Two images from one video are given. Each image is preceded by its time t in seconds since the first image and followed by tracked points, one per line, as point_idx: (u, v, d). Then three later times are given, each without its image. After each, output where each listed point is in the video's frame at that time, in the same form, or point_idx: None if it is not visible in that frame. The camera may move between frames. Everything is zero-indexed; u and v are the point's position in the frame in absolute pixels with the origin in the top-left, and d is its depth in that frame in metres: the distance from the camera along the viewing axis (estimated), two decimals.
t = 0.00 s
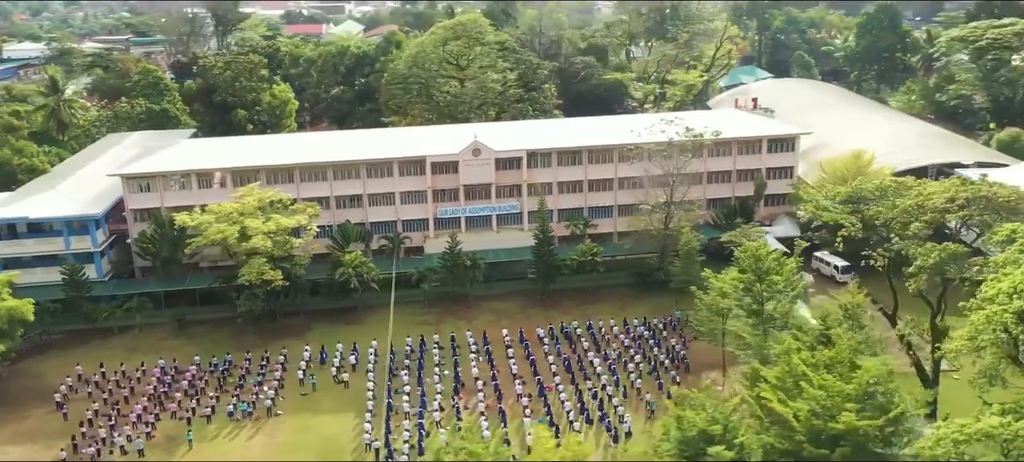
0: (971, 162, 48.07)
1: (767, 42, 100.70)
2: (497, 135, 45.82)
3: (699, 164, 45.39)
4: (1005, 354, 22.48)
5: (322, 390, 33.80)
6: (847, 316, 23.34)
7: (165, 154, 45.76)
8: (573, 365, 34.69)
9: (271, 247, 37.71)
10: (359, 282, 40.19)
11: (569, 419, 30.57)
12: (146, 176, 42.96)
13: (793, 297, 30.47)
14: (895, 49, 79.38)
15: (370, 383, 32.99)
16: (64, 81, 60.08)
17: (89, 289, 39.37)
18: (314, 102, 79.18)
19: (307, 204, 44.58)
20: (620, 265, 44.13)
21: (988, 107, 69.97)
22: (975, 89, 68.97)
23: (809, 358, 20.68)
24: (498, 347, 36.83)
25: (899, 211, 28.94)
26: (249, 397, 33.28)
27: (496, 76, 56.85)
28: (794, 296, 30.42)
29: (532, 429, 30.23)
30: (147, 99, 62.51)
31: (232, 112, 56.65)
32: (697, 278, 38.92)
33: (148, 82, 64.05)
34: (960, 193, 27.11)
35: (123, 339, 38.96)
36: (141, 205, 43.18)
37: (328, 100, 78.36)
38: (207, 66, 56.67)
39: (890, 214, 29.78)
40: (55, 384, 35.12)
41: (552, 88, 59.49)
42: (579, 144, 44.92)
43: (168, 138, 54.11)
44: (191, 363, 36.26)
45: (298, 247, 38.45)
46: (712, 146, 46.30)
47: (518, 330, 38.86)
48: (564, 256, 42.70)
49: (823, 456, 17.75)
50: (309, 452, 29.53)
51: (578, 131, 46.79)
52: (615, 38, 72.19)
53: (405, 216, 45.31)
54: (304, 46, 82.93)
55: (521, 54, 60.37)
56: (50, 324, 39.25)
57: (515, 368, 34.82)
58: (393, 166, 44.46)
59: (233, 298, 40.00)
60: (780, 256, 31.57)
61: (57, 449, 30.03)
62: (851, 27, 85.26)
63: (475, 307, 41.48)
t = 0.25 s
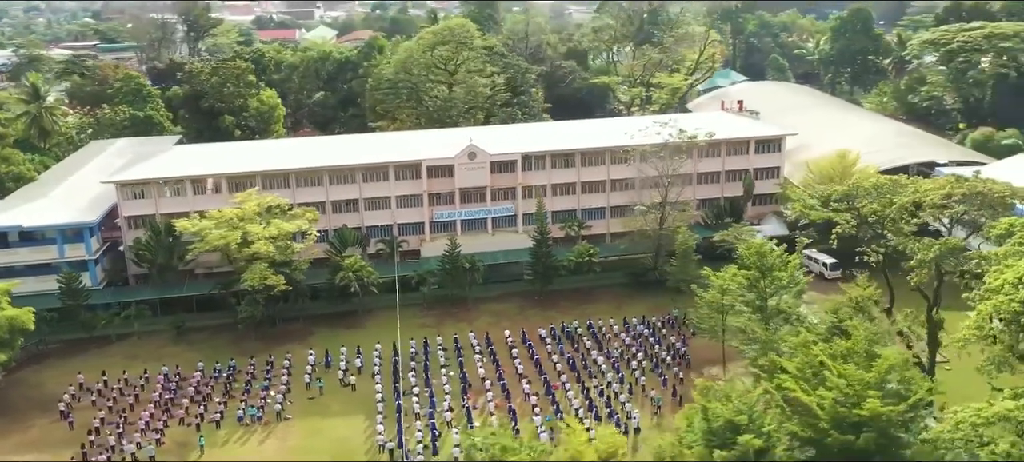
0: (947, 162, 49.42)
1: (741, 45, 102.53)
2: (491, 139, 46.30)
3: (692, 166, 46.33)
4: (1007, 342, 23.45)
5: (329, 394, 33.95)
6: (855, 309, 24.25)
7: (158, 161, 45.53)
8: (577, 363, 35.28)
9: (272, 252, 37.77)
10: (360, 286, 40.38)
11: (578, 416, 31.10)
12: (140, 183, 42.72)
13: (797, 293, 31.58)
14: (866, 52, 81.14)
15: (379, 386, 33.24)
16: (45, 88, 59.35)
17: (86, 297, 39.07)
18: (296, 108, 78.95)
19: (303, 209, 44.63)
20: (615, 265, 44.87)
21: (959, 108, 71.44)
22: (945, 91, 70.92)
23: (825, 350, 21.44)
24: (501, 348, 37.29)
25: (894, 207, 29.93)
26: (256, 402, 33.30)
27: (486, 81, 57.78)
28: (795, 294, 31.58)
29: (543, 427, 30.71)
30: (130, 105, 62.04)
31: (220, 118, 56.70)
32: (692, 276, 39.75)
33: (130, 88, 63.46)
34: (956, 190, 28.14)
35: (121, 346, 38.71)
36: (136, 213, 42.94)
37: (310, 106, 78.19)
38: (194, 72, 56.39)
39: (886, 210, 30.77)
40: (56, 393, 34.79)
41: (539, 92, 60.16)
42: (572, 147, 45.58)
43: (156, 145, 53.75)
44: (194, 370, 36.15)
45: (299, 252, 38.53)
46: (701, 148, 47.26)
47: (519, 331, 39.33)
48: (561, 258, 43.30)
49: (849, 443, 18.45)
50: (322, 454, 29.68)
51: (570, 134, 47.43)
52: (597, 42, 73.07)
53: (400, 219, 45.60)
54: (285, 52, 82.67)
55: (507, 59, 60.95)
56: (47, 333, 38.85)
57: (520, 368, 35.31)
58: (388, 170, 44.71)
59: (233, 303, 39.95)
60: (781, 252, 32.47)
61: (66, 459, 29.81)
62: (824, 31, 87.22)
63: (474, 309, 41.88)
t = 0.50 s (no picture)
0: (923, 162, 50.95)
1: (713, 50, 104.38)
2: (485, 144, 46.85)
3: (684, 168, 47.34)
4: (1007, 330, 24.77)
5: (338, 399, 34.14)
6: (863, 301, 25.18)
7: (150, 169, 45.24)
8: (581, 364, 35.97)
9: (275, 258, 37.83)
10: (360, 292, 40.60)
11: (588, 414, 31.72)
12: (134, 192, 42.44)
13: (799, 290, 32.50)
14: (838, 57, 83.49)
15: (389, 389, 33.55)
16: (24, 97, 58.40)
17: (84, 307, 38.70)
18: (276, 115, 78.55)
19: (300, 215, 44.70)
20: (610, 266, 45.69)
21: (929, 109, 72.83)
22: (916, 93, 72.80)
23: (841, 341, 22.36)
24: (505, 349, 37.86)
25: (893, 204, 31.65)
26: (265, 408, 33.35)
27: (473, 86, 58.94)
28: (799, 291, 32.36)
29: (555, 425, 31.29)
30: (112, 114, 61.34)
31: (207, 125, 56.41)
32: (689, 276, 40.67)
33: (111, 96, 62.66)
34: (953, 188, 30.00)
35: (121, 356, 38.40)
36: (130, 221, 42.63)
37: (291, 113, 77.85)
38: (180, 79, 55.98)
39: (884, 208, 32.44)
40: (59, 404, 34.43)
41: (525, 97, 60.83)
42: (566, 151, 46.31)
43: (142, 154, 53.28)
44: (199, 378, 36.05)
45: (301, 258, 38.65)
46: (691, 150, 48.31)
47: (520, 332, 39.88)
48: (558, 260, 43.96)
49: (873, 428, 19.37)
50: (338, 458, 29.90)
51: (563, 138, 48.19)
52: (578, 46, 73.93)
53: (397, 225, 45.87)
54: (263, 58, 82.08)
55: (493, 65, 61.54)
56: (43, 345, 38.37)
57: (526, 369, 35.88)
58: (384, 175, 44.97)
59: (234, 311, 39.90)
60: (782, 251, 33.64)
61: None
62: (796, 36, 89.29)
63: (473, 312, 42.32)
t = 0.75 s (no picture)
0: (903, 163, 52.10)
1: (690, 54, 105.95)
2: (480, 149, 47.30)
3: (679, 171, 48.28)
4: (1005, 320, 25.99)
5: (345, 403, 34.33)
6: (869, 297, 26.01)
7: (144, 176, 44.97)
8: (583, 364, 36.55)
9: (277, 264, 37.86)
10: (361, 297, 40.75)
11: (596, 413, 32.30)
12: (129, 200, 42.15)
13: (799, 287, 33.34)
14: (814, 61, 85.44)
15: (397, 393, 33.82)
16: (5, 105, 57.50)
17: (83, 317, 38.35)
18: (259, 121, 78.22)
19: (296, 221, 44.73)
20: (605, 268, 46.44)
21: (902, 112, 73.91)
22: (891, 96, 74.38)
23: (853, 334, 23.15)
24: (508, 351, 38.38)
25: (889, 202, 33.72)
26: (273, 413, 33.41)
27: (462, 92, 59.58)
28: (799, 288, 33.21)
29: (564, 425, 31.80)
30: (96, 122, 60.70)
31: (194, 133, 56.05)
32: (684, 276, 41.52)
33: (95, 104, 61.94)
34: (948, 186, 32.23)
35: (121, 365, 38.11)
36: (125, 229, 42.33)
37: (273, 119, 77.59)
38: (167, 87, 55.56)
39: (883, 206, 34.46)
40: (62, 414, 34.14)
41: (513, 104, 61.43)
42: (560, 155, 46.94)
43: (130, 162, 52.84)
44: (202, 385, 35.97)
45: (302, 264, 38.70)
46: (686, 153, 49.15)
47: (521, 335, 40.33)
48: (555, 263, 44.52)
49: (890, 417, 20.15)
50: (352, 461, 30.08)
51: (557, 142, 48.78)
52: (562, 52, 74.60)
53: (393, 230, 46.13)
54: (243, 65, 81.56)
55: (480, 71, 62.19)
56: (40, 355, 37.98)
57: (530, 370, 36.38)
58: (381, 181, 45.18)
59: (234, 318, 39.85)
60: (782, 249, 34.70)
61: None
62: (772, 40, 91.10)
63: (472, 315, 42.72)
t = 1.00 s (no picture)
0: (884, 166, 53.37)
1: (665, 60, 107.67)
2: (474, 154, 47.79)
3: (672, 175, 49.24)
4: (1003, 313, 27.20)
5: (353, 407, 34.52)
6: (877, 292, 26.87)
7: (138, 185, 44.70)
8: (586, 365, 37.14)
9: (280, 270, 37.93)
10: (362, 302, 40.93)
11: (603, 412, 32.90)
12: (125, 208, 41.88)
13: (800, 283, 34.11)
14: (788, 66, 87.52)
15: (405, 397, 34.10)
16: None
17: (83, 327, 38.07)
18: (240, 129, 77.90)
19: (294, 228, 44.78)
20: (600, 271, 47.19)
21: (877, 115, 75.74)
22: (864, 100, 76.21)
23: (865, 327, 23.96)
24: (511, 353, 38.86)
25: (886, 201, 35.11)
26: (281, 419, 33.48)
27: (451, 98, 60.18)
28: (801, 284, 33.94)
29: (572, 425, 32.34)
30: (80, 131, 60.15)
31: (182, 141, 55.79)
32: (679, 276, 42.38)
33: (77, 113, 61.37)
34: (942, 186, 33.77)
35: (122, 375, 37.84)
36: (121, 238, 42.05)
37: (255, 127, 77.35)
38: (155, 95, 55.27)
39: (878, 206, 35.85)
40: (65, 425, 33.85)
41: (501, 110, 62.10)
42: (554, 159, 47.59)
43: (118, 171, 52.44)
44: (207, 393, 35.89)
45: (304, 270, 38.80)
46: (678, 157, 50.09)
47: (522, 337, 40.83)
48: (552, 266, 45.13)
49: (906, 406, 20.94)
50: None
51: (551, 147, 49.44)
52: (544, 58, 75.49)
53: (389, 235, 46.39)
54: (224, 72, 81.21)
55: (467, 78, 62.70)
56: (38, 366, 37.59)
57: (534, 371, 36.90)
58: (377, 187, 45.43)
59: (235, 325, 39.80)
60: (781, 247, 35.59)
61: None
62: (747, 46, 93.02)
63: (471, 319, 43.13)
